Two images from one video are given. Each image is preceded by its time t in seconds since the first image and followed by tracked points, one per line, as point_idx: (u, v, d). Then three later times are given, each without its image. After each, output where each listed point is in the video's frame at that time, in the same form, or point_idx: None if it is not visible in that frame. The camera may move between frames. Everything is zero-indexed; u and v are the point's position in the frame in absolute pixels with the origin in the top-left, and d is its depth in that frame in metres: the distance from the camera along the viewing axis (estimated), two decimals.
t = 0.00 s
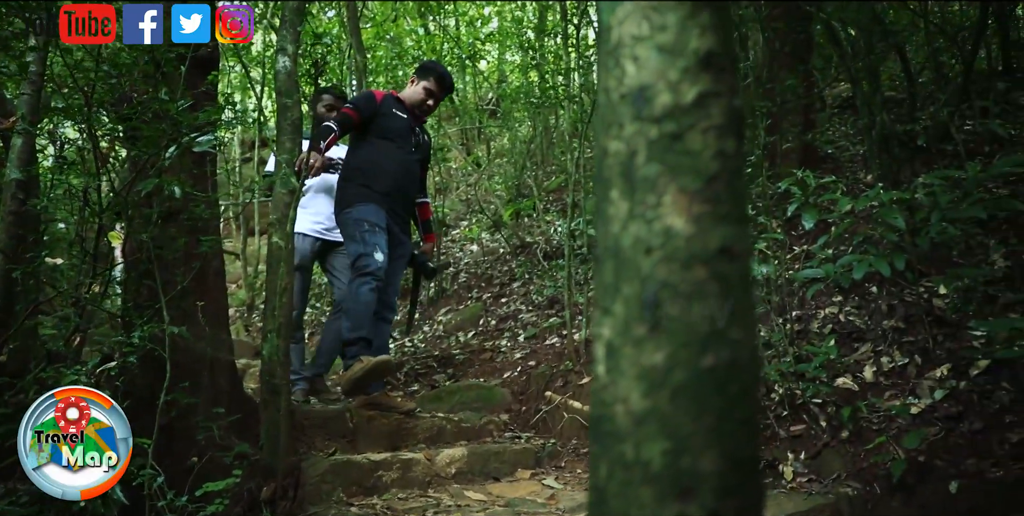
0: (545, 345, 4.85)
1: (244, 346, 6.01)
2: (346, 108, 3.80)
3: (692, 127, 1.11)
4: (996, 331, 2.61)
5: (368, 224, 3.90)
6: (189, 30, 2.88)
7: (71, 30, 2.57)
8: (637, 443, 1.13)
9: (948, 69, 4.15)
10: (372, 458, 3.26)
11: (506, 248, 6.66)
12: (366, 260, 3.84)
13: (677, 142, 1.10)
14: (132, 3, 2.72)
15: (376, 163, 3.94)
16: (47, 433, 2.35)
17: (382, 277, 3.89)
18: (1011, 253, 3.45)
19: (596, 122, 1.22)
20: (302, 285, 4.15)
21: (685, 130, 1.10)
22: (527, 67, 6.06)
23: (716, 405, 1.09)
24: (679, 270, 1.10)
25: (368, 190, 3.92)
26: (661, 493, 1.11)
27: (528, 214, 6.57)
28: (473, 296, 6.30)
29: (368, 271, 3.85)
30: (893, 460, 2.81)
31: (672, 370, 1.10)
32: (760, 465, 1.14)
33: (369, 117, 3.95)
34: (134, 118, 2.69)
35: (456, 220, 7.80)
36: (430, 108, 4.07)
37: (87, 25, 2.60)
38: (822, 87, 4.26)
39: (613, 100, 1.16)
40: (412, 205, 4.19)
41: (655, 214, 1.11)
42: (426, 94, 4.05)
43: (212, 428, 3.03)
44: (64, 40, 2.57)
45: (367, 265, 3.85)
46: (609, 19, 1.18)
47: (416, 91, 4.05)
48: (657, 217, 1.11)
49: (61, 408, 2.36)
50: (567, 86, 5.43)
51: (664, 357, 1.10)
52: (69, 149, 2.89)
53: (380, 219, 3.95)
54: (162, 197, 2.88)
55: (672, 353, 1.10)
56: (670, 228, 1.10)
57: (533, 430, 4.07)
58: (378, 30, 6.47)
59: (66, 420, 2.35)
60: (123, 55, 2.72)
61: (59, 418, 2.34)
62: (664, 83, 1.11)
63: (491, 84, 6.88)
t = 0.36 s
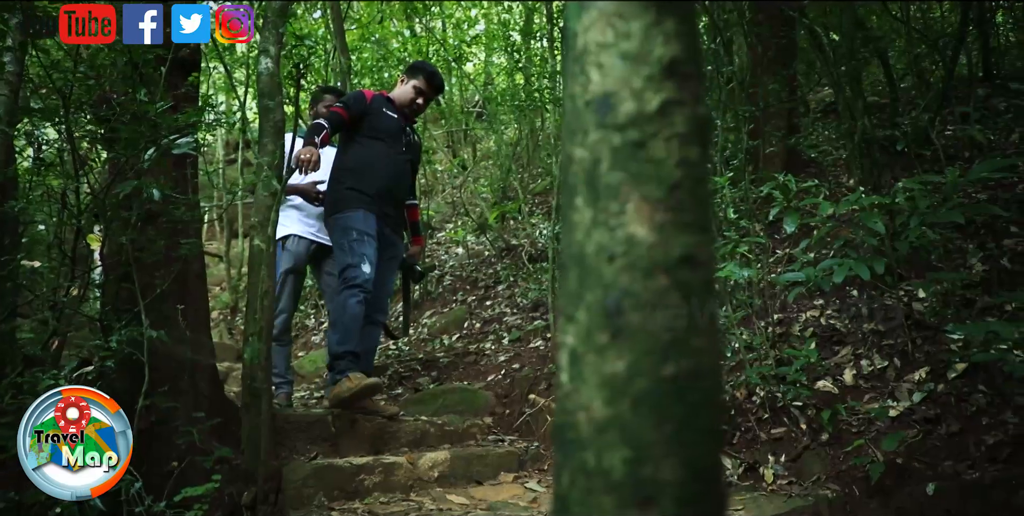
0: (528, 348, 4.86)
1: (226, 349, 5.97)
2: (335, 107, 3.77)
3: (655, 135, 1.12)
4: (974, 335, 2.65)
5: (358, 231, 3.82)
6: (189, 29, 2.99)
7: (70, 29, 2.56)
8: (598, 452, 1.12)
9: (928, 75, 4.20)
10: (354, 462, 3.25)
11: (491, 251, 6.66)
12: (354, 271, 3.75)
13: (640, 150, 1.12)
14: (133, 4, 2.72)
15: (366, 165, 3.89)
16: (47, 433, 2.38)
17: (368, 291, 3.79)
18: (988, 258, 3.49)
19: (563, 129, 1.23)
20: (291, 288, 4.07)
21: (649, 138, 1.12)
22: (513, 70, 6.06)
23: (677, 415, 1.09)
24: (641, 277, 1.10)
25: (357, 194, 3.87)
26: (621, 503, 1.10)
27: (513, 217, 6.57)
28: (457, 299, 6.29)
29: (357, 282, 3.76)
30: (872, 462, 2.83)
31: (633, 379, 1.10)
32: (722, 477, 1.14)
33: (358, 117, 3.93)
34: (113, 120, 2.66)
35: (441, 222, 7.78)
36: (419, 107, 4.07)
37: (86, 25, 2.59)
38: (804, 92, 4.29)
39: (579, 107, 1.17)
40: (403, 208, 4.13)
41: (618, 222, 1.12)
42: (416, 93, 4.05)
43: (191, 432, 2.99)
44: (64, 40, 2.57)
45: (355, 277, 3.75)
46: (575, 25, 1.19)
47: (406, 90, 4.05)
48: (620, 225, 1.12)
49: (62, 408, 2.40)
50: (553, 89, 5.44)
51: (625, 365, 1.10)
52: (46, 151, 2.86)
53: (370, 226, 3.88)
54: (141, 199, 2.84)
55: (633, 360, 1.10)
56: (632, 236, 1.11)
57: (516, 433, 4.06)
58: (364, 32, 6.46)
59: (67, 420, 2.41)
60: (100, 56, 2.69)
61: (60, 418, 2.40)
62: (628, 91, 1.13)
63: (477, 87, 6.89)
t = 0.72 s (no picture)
0: (514, 349, 4.85)
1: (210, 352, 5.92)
2: (320, 104, 3.74)
3: (626, 137, 1.17)
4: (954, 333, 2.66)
5: (347, 233, 3.79)
6: (189, 30, 3.08)
7: (70, 29, 2.55)
8: (570, 460, 1.20)
9: (910, 74, 4.23)
10: (339, 464, 3.23)
11: (477, 251, 6.64)
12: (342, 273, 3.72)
13: (609, 153, 1.17)
14: (133, 5, 2.76)
15: (353, 163, 3.87)
16: (47, 434, 2.46)
17: (358, 294, 3.76)
18: (970, 256, 3.52)
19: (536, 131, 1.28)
20: (290, 291, 3.96)
21: (618, 141, 1.17)
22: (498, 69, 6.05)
23: (646, 421, 1.17)
24: (611, 282, 1.16)
25: (345, 193, 3.84)
26: (592, 506, 1.18)
27: (500, 217, 6.56)
28: (443, 300, 6.27)
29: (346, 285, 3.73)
30: (855, 461, 2.85)
31: (604, 385, 1.17)
32: (692, 475, 1.22)
33: (342, 113, 3.90)
34: (93, 121, 2.63)
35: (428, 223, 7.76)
36: (394, 90, 4.01)
37: (86, 25, 2.58)
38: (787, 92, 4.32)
39: (550, 109, 1.22)
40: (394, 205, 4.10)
41: (589, 226, 1.17)
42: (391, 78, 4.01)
43: (174, 436, 2.96)
44: (64, 40, 2.55)
45: (344, 280, 3.72)
46: (547, 27, 1.24)
47: (381, 78, 4.01)
48: (590, 229, 1.17)
49: (62, 408, 2.48)
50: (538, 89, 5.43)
51: (596, 371, 1.17)
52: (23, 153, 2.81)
53: (360, 226, 3.85)
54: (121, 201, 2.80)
55: (604, 367, 1.17)
56: (603, 240, 1.17)
57: (502, 434, 4.04)
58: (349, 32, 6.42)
59: (67, 420, 2.49)
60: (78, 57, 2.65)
61: (60, 418, 2.48)
62: (598, 94, 1.18)
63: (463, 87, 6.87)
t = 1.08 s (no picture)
0: (506, 351, 4.86)
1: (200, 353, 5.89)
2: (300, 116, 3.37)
3: (611, 143, 1.18)
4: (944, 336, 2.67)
5: (338, 258, 3.43)
6: (189, 29, 3.17)
7: (70, 29, 2.55)
8: (554, 469, 1.20)
9: (900, 76, 4.25)
10: (329, 466, 3.21)
11: (469, 253, 6.63)
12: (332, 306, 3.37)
13: (593, 158, 1.18)
14: (133, 4, 2.78)
15: (343, 178, 3.51)
16: (48, 433, 2.53)
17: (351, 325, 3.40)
18: (960, 258, 3.54)
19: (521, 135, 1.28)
20: (294, 287, 4.02)
21: (603, 147, 1.18)
22: (491, 72, 6.05)
23: (632, 430, 1.17)
24: (596, 290, 1.17)
25: (336, 213, 3.48)
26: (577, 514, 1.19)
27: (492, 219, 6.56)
28: (435, 301, 6.27)
29: (338, 319, 3.38)
30: (846, 463, 2.86)
31: (588, 393, 1.17)
32: (678, 483, 1.23)
33: (325, 124, 3.54)
34: (82, 121, 2.60)
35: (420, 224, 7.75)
36: (373, 92, 3.71)
37: (86, 25, 2.59)
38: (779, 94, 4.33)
39: (535, 115, 1.23)
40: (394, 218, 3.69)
41: (573, 234, 1.18)
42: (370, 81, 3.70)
43: (163, 439, 2.93)
44: (64, 40, 2.54)
45: (334, 312, 3.37)
46: (531, 33, 1.25)
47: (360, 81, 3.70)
48: (575, 237, 1.18)
49: (62, 408, 2.56)
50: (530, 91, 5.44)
51: (579, 379, 1.17)
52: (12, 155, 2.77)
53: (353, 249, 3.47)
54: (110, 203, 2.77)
55: (587, 375, 1.17)
56: (587, 247, 1.17)
57: (493, 436, 4.01)
58: (340, 33, 6.40)
59: (67, 420, 2.57)
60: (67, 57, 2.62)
61: (60, 419, 2.55)
62: (583, 98, 1.18)
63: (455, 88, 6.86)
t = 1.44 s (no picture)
0: (500, 358, 4.86)
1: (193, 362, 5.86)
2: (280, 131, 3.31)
3: (598, 163, 1.28)
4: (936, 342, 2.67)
5: (331, 272, 3.36)
6: (189, 29, 3.28)
7: (70, 29, 2.57)
8: (543, 487, 1.28)
9: (891, 83, 4.28)
10: (322, 475, 3.20)
11: (463, 260, 6.63)
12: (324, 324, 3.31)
13: (581, 178, 1.27)
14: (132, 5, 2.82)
15: (330, 188, 3.44)
16: (47, 433, 2.55)
17: (348, 344, 3.32)
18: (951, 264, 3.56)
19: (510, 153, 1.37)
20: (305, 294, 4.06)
21: (590, 168, 1.27)
22: (484, 78, 6.06)
23: (616, 450, 1.27)
24: (584, 310, 1.27)
25: (327, 226, 3.41)
26: None
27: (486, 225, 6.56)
28: (429, 308, 6.26)
29: (332, 335, 3.31)
30: (839, 470, 2.87)
31: (577, 410, 1.26)
32: (663, 496, 1.32)
33: (310, 134, 3.48)
34: (74, 130, 2.59)
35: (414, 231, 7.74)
36: (360, 94, 3.62)
37: (86, 25, 2.61)
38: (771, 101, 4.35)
39: (524, 135, 1.32)
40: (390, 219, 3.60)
41: (562, 255, 1.27)
42: (353, 82, 3.61)
43: (156, 448, 2.91)
44: (65, 40, 2.57)
45: (327, 330, 3.30)
46: (520, 53, 1.33)
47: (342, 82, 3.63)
48: (564, 258, 1.27)
49: (62, 408, 2.58)
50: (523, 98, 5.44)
51: (568, 397, 1.27)
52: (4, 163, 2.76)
53: (346, 260, 3.39)
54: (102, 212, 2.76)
55: (576, 392, 1.26)
56: (576, 268, 1.27)
57: (487, 444, 4.04)
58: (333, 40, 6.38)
59: (67, 420, 2.59)
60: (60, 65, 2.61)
61: (60, 418, 2.58)
62: (570, 119, 1.28)
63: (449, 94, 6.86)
